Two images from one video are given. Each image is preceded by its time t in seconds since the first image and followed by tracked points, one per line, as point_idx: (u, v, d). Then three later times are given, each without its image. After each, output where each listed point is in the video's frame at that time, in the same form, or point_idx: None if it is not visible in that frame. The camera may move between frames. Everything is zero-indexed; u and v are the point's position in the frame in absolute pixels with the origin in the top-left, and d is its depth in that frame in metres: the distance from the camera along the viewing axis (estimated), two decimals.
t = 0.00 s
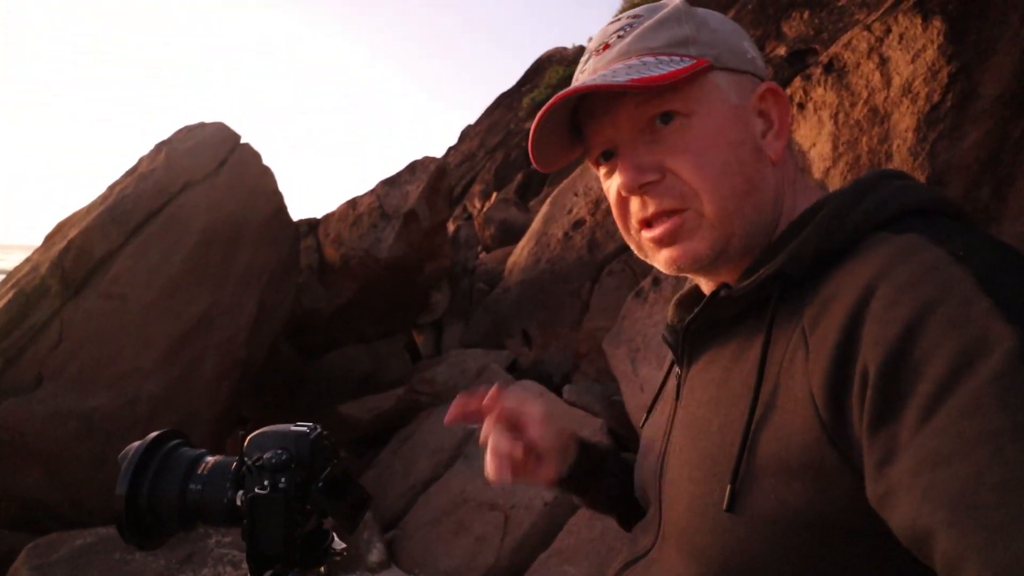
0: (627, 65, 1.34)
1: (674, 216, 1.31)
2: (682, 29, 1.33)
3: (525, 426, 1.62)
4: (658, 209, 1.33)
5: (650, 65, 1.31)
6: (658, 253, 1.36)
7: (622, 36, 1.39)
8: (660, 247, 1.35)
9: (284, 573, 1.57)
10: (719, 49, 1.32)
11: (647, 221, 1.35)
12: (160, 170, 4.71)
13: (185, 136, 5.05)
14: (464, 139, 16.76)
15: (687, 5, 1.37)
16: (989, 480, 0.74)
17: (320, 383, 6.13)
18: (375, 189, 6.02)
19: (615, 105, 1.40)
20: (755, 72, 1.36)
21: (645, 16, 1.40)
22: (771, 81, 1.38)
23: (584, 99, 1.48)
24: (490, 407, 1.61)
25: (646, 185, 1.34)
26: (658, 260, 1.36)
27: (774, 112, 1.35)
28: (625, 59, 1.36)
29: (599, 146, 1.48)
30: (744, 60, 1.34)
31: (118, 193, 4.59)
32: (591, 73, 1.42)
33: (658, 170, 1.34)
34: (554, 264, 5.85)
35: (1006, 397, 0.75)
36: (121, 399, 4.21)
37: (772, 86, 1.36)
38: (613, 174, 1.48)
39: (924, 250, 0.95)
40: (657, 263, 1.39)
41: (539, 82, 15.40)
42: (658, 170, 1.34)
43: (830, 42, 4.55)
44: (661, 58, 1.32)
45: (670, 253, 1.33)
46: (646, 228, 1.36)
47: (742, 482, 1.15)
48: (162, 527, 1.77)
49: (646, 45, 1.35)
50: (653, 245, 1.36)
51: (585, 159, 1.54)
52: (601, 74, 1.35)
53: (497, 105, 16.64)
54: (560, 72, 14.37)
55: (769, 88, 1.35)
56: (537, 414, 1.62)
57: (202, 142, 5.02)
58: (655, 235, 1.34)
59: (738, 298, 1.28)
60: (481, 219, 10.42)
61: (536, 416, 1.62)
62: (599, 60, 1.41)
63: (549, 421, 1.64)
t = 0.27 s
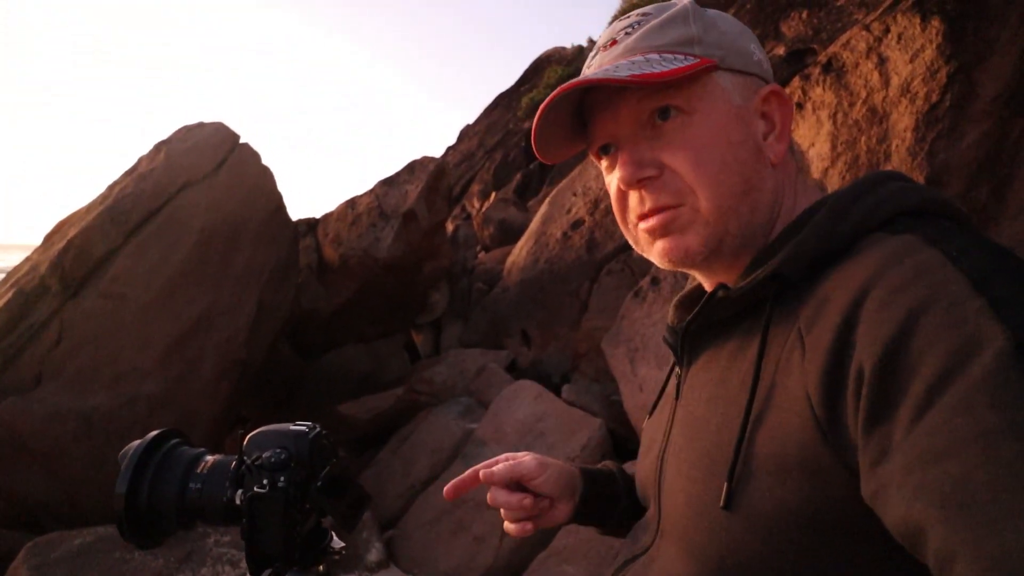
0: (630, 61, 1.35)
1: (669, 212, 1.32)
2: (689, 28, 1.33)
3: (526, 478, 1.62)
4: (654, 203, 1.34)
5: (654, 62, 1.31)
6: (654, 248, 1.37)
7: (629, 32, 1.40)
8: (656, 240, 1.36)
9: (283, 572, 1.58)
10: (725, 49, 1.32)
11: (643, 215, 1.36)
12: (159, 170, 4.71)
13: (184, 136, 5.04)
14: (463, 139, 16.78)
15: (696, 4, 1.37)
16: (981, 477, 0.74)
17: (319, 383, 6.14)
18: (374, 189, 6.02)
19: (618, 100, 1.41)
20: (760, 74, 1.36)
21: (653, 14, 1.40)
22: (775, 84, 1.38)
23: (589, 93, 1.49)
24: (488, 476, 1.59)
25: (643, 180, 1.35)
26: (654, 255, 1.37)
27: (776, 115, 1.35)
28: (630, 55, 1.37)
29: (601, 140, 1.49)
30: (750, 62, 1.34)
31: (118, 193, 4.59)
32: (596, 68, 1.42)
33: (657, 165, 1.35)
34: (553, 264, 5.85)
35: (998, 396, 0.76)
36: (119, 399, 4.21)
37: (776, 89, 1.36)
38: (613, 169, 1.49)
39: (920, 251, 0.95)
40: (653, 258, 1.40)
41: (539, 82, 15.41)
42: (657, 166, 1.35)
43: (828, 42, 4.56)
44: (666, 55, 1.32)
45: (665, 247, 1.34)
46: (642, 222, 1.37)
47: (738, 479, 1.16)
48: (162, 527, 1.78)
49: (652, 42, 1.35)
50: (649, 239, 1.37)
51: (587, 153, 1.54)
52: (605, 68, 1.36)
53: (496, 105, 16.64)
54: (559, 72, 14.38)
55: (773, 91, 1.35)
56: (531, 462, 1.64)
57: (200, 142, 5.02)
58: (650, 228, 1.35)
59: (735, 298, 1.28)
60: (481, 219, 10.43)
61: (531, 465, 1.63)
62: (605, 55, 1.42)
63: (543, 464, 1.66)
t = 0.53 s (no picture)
0: (625, 64, 1.35)
1: (665, 214, 1.33)
2: (683, 31, 1.33)
3: (527, 485, 1.64)
4: (651, 207, 1.34)
5: (647, 66, 1.31)
6: (651, 249, 1.38)
7: (625, 36, 1.40)
8: (653, 244, 1.37)
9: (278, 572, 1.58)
10: (720, 52, 1.32)
11: (640, 219, 1.37)
12: (157, 170, 4.70)
13: (181, 136, 5.03)
14: (462, 139, 16.79)
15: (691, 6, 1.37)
16: (975, 476, 0.75)
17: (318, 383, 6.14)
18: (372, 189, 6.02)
19: (613, 104, 1.41)
20: (758, 75, 1.35)
21: (649, 17, 1.40)
22: (773, 84, 1.38)
23: (586, 96, 1.50)
24: (490, 483, 1.61)
25: (640, 183, 1.36)
26: (652, 258, 1.38)
27: (773, 115, 1.35)
28: (624, 58, 1.37)
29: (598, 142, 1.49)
30: (746, 63, 1.34)
31: (116, 193, 4.58)
32: (593, 71, 1.43)
33: (653, 169, 1.35)
34: (551, 264, 5.85)
35: (992, 395, 0.76)
36: (118, 399, 4.21)
37: (773, 89, 1.35)
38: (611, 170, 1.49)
39: (915, 250, 0.95)
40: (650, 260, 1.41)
41: (538, 82, 15.42)
42: (653, 169, 1.35)
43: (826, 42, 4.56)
44: (660, 58, 1.32)
45: (662, 250, 1.35)
46: (640, 226, 1.38)
47: (734, 479, 1.16)
48: (158, 528, 1.78)
49: (647, 45, 1.35)
50: (646, 241, 1.38)
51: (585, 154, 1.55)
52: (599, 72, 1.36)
53: (495, 105, 16.64)
54: (558, 72, 14.39)
55: (770, 91, 1.35)
56: (532, 469, 1.66)
57: (198, 142, 5.01)
58: (648, 232, 1.36)
59: (732, 298, 1.29)
60: (479, 219, 10.44)
61: (532, 472, 1.65)
62: (601, 58, 1.42)
63: (545, 471, 1.68)
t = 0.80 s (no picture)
0: (574, 113, 1.35)
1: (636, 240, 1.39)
2: (633, 65, 1.28)
3: (526, 488, 1.64)
4: (623, 232, 1.41)
5: (592, 119, 1.30)
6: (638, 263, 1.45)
7: (585, 70, 1.37)
8: (637, 257, 1.44)
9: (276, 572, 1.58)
10: (675, 78, 1.26)
11: (620, 240, 1.44)
12: (156, 170, 4.70)
13: (181, 136, 5.02)
14: (460, 140, 16.80)
15: (649, 24, 1.29)
16: (977, 477, 0.75)
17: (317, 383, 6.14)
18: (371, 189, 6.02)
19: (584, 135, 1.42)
20: (729, 85, 1.27)
21: (611, 40, 1.35)
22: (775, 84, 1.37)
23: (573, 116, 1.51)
24: (490, 486, 1.61)
25: (610, 213, 1.41)
26: (639, 270, 1.45)
27: (746, 127, 1.28)
28: (580, 100, 1.36)
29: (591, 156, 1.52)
30: (711, 77, 1.26)
31: (115, 193, 4.57)
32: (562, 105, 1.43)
33: (621, 201, 1.39)
34: (550, 264, 5.86)
35: (994, 397, 0.76)
36: (116, 399, 4.21)
37: (744, 98, 1.27)
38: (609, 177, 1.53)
39: (917, 252, 0.95)
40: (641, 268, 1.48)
41: (536, 82, 15.44)
42: (621, 201, 1.39)
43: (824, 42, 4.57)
44: (608, 103, 1.30)
45: (643, 264, 1.43)
46: (621, 244, 1.44)
47: (736, 479, 1.16)
48: (157, 527, 1.78)
49: (598, 85, 1.33)
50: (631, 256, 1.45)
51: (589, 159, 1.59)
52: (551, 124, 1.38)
53: (493, 105, 16.65)
54: (556, 72, 14.40)
55: (740, 103, 1.27)
56: (532, 472, 1.66)
57: (197, 142, 5.00)
58: (628, 249, 1.43)
59: (734, 299, 1.29)
60: (478, 218, 10.45)
61: (531, 474, 1.65)
62: (568, 93, 1.41)
63: (545, 473, 1.68)
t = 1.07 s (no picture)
0: (570, 132, 1.37)
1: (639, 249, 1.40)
2: (624, 82, 1.30)
3: (529, 490, 1.64)
4: (627, 242, 1.43)
5: (584, 138, 1.33)
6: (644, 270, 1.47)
7: (580, 86, 1.38)
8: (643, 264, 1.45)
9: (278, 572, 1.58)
10: (665, 91, 1.27)
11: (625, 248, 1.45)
12: (155, 169, 4.69)
13: (180, 136, 5.01)
14: (458, 140, 16.81)
15: (639, 36, 1.30)
16: (982, 475, 0.75)
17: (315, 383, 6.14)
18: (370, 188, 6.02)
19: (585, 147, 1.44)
20: (723, 93, 1.27)
21: (603, 53, 1.35)
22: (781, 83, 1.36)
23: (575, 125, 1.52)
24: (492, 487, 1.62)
25: (611, 224, 1.43)
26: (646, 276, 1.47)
27: (741, 135, 1.28)
28: (575, 117, 1.38)
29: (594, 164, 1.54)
30: (703, 88, 1.26)
31: (113, 193, 4.57)
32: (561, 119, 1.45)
33: (622, 212, 1.40)
34: (549, 263, 5.86)
35: (999, 395, 0.76)
36: (116, 399, 4.21)
37: (737, 106, 1.26)
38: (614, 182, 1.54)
39: (922, 251, 0.96)
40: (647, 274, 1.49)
41: (535, 82, 15.45)
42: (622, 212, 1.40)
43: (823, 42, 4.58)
44: (601, 121, 1.32)
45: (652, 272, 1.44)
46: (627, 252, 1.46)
47: (739, 477, 1.16)
48: (159, 528, 1.78)
49: (592, 102, 1.34)
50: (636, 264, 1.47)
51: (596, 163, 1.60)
52: (549, 144, 1.40)
53: (492, 106, 16.65)
54: (555, 73, 14.42)
55: (733, 111, 1.26)
56: (535, 472, 1.66)
57: (196, 142, 4.99)
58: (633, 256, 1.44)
59: (739, 298, 1.29)
60: (476, 218, 10.46)
61: (535, 476, 1.65)
62: (565, 108, 1.43)
63: (547, 474, 1.68)
